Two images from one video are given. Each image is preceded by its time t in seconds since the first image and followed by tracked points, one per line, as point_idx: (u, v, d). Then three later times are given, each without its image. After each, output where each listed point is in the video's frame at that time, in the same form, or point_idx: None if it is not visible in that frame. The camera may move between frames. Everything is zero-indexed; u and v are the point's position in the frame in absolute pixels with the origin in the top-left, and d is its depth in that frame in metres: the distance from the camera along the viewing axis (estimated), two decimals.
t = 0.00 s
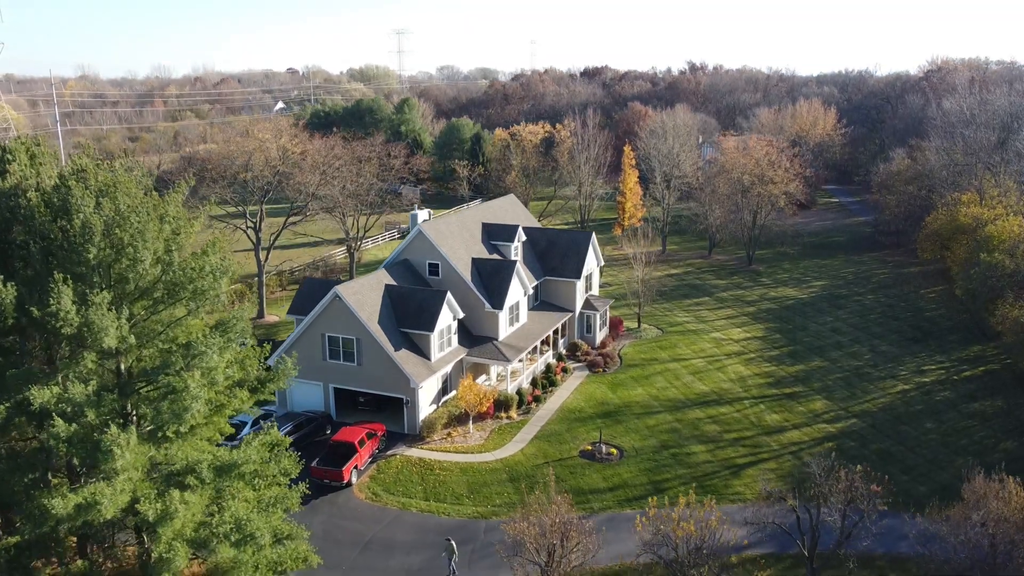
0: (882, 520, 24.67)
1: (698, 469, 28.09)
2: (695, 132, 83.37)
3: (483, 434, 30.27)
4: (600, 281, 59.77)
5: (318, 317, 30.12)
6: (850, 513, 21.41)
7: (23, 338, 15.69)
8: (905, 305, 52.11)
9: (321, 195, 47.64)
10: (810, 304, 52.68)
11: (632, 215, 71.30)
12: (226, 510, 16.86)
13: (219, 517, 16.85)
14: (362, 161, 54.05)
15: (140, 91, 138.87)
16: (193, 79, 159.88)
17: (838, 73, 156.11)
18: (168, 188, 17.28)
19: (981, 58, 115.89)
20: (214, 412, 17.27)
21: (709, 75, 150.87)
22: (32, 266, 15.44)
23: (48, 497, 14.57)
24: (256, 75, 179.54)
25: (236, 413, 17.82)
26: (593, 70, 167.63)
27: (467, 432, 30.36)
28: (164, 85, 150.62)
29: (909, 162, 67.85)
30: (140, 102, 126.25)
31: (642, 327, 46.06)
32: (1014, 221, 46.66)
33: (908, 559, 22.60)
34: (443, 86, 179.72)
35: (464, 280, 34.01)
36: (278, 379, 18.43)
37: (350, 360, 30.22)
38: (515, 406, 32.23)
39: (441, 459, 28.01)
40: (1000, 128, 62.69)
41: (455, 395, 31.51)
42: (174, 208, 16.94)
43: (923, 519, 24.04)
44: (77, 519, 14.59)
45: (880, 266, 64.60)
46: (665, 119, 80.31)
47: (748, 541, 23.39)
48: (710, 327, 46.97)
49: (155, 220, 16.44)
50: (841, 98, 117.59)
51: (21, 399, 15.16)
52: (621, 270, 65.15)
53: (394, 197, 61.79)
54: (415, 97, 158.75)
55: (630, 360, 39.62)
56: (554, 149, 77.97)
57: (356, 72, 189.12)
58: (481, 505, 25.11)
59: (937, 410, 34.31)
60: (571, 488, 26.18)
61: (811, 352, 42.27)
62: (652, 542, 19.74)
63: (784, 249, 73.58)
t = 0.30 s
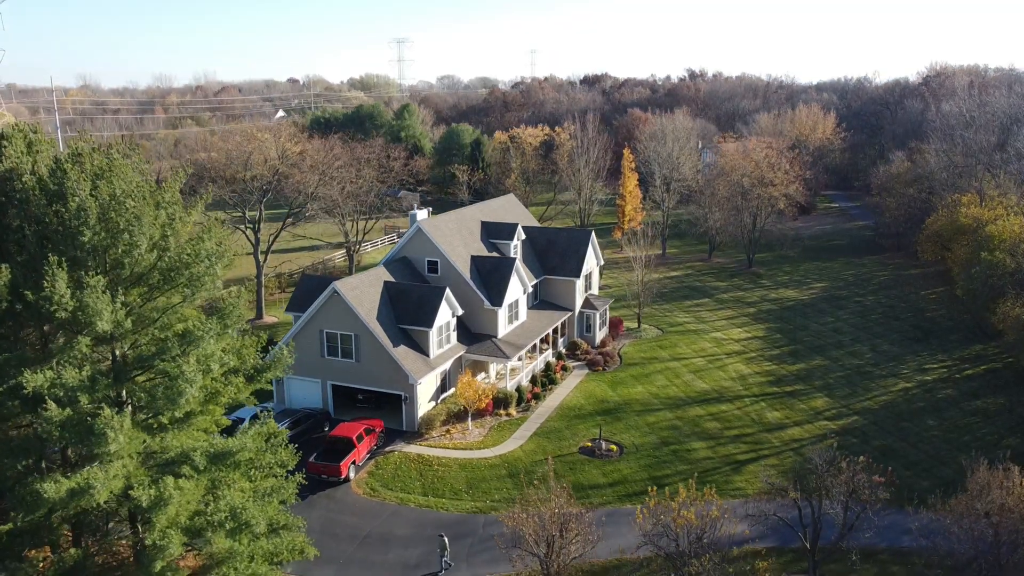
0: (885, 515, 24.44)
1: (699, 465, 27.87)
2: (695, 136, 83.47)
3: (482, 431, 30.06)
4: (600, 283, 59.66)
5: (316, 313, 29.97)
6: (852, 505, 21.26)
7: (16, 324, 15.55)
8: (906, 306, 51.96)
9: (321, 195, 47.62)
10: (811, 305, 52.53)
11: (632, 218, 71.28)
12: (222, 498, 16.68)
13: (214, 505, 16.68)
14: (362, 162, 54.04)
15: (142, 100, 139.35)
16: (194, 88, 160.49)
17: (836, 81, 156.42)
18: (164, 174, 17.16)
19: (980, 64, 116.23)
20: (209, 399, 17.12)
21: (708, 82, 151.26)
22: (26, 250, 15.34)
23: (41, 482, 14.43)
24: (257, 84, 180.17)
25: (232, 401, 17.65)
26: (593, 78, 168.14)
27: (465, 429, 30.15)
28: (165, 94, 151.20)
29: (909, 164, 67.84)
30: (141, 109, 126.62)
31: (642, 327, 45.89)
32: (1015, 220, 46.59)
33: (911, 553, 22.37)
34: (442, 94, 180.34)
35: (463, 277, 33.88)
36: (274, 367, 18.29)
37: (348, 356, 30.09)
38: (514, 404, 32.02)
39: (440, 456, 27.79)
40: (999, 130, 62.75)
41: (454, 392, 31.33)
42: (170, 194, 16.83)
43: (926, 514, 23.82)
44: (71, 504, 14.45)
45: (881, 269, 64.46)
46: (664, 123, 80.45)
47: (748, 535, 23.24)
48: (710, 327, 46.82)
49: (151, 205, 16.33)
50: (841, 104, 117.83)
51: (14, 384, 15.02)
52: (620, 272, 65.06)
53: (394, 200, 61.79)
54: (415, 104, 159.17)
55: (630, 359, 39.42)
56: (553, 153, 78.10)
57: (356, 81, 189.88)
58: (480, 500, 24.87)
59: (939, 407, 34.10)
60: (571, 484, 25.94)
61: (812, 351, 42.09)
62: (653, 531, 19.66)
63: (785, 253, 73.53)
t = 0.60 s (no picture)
0: (888, 514, 24.20)
1: (700, 465, 27.63)
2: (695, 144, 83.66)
3: (481, 432, 29.83)
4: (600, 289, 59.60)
5: (314, 314, 29.83)
6: (855, 501, 21.05)
7: (10, 314, 15.43)
8: (907, 311, 51.85)
9: (321, 199, 47.63)
10: (811, 310, 52.42)
11: (632, 225, 71.35)
12: (217, 491, 16.43)
13: (208, 498, 16.44)
14: (361, 168, 54.15)
15: (143, 112, 139.85)
16: (195, 100, 161.42)
17: (835, 92, 157.04)
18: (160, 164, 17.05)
19: (978, 75, 116.79)
20: (204, 390, 16.95)
21: (708, 94, 151.95)
22: (20, 239, 15.23)
23: (33, 472, 14.24)
24: (258, 96, 181.17)
25: (227, 393, 17.41)
26: (593, 89, 169.00)
27: (464, 430, 29.94)
28: (166, 106, 152.03)
29: (908, 171, 67.91)
30: (142, 121, 127.21)
31: (642, 331, 45.76)
32: (1015, 224, 46.56)
33: (915, 551, 22.12)
34: (442, 106, 181.24)
35: (462, 279, 33.76)
36: (272, 360, 18.10)
37: (346, 357, 29.91)
38: (513, 405, 31.83)
39: (438, 456, 27.56)
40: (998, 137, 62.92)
41: (453, 393, 31.14)
42: (167, 183, 16.76)
43: (930, 512, 23.57)
44: (64, 494, 14.26)
45: (881, 275, 64.41)
46: (664, 131, 80.71)
47: (750, 534, 23.02)
48: (710, 331, 46.66)
49: (146, 194, 16.22)
50: (840, 114, 118.27)
51: (8, 373, 14.90)
52: (620, 278, 65.02)
53: (394, 207, 61.85)
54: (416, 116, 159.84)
55: (630, 362, 39.26)
56: (553, 160, 78.31)
57: (356, 94, 190.84)
58: (478, 500, 24.63)
59: (941, 409, 33.89)
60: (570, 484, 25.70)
61: (813, 354, 41.90)
62: (653, 526, 19.49)
63: (785, 260, 73.48)
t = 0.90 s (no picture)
0: (891, 514, 23.94)
1: (700, 466, 27.39)
2: (694, 153, 83.84)
3: (480, 434, 29.60)
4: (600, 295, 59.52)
5: (312, 315, 29.71)
6: (857, 498, 20.83)
7: (3, 304, 15.31)
8: (908, 316, 51.69)
9: (321, 204, 47.64)
10: (812, 316, 52.28)
11: (632, 233, 71.36)
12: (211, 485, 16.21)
13: (202, 492, 16.21)
14: (361, 174, 54.25)
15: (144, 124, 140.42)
16: (196, 112, 162.24)
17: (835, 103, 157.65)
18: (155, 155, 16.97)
19: (976, 86, 117.31)
20: (199, 383, 16.77)
21: (707, 105, 152.65)
22: (15, 228, 15.13)
23: (24, 462, 14.05)
24: (259, 109, 182.15)
25: (222, 386, 17.22)
26: (593, 101, 169.78)
27: (463, 432, 29.72)
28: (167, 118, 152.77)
29: (908, 178, 67.96)
30: (143, 132, 127.69)
31: (642, 335, 45.59)
32: (1016, 229, 46.49)
33: (919, 551, 21.85)
34: (442, 118, 182.03)
35: (461, 280, 33.65)
36: (269, 352, 17.94)
37: (344, 358, 29.74)
38: (512, 407, 31.61)
39: (437, 457, 27.33)
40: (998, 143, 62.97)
41: (452, 395, 30.94)
42: (163, 174, 16.64)
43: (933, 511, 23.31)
44: (54, 485, 14.06)
45: (882, 282, 64.30)
46: (664, 139, 80.93)
47: (751, 533, 22.77)
48: (710, 336, 46.47)
49: (142, 185, 16.12)
50: (839, 124, 118.67)
51: None
52: (620, 285, 64.94)
53: (394, 213, 61.90)
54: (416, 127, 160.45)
55: (630, 366, 39.07)
56: (553, 168, 78.46)
57: (357, 107, 191.75)
58: (477, 500, 24.37)
59: (943, 411, 33.66)
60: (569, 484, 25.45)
61: (814, 359, 41.70)
62: (653, 522, 19.27)
63: (785, 267, 73.40)
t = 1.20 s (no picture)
0: (894, 514, 23.66)
1: (701, 467, 27.13)
2: (694, 161, 84.01)
3: (478, 435, 29.34)
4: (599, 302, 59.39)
5: (310, 315, 29.56)
6: (859, 495, 20.60)
7: None
8: (909, 322, 51.53)
9: (320, 209, 47.61)
10: (812, 321, 52.09)
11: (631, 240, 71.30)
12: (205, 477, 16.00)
13: (197, 484, 16.00)
14: (361, 179, 54.29)
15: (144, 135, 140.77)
16: (197, 124, 162.89)
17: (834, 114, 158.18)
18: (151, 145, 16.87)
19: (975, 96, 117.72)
20: (194, 374, 16.61)
21: (707, 116, 153.18)
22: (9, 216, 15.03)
23: (14, 452, 13.86)
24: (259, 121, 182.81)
25: (216, 377, 17.04)
26: (593, 112, 170.49)
27: (461, 433, 29.49)
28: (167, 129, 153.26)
29: (908, 185, 68.01)
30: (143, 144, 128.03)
31: (642, 340, 45.41)
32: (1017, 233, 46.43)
33: (923, 549, 21.57)
34: (442, 129, 182.72)
35: (460, 282, 33.52)
36: (266, 345, 17.82)
37: (342, 359, 29.54)
38: (511, 409, 31.39)
39: (435, 458, 27.09)
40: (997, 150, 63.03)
41: (450, 396, 30.73)
42: (160, 164, 16.60)
43: (936, 510, 23.05)
44: (44, 474, 13.85)
45: (882, 288, 64.16)
46: (663, 147, 81.10)
47: (753, 532, 22.48)
48: (711, 341, 46.29)
49: (137, 174, 16.02)
50: (838, 134, 119.01)
51: None
52: (620, 292, 64.83)
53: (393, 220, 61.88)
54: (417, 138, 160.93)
55: (629, 369, 38.86)
56: (553, 175, 78.57)
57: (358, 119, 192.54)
58: (475, 499, 24.12)
59: (945, 414, 33.40)
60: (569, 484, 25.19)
61: (815, 363, 41.47)
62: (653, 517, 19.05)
63: (785, 275, 73.31)
